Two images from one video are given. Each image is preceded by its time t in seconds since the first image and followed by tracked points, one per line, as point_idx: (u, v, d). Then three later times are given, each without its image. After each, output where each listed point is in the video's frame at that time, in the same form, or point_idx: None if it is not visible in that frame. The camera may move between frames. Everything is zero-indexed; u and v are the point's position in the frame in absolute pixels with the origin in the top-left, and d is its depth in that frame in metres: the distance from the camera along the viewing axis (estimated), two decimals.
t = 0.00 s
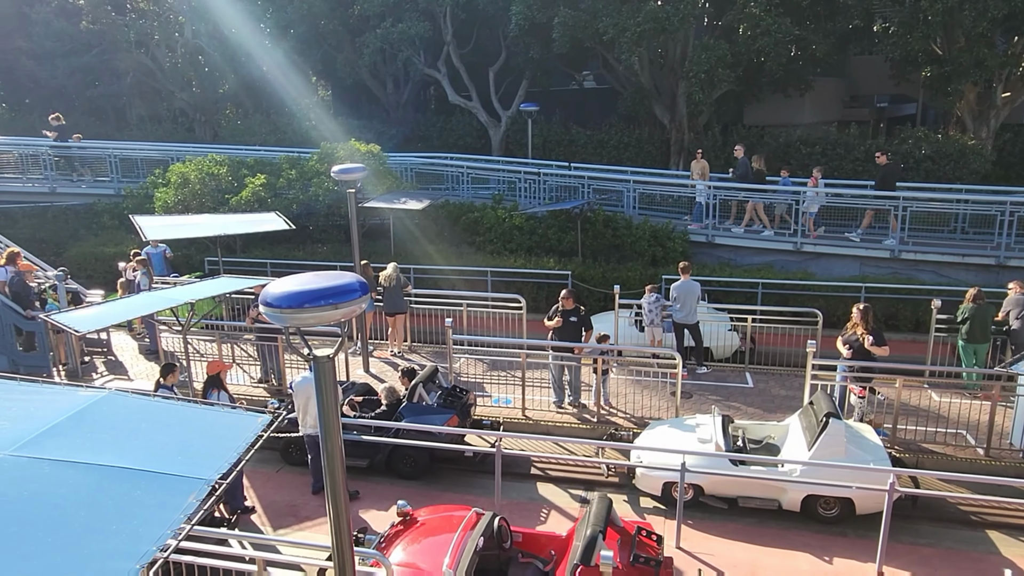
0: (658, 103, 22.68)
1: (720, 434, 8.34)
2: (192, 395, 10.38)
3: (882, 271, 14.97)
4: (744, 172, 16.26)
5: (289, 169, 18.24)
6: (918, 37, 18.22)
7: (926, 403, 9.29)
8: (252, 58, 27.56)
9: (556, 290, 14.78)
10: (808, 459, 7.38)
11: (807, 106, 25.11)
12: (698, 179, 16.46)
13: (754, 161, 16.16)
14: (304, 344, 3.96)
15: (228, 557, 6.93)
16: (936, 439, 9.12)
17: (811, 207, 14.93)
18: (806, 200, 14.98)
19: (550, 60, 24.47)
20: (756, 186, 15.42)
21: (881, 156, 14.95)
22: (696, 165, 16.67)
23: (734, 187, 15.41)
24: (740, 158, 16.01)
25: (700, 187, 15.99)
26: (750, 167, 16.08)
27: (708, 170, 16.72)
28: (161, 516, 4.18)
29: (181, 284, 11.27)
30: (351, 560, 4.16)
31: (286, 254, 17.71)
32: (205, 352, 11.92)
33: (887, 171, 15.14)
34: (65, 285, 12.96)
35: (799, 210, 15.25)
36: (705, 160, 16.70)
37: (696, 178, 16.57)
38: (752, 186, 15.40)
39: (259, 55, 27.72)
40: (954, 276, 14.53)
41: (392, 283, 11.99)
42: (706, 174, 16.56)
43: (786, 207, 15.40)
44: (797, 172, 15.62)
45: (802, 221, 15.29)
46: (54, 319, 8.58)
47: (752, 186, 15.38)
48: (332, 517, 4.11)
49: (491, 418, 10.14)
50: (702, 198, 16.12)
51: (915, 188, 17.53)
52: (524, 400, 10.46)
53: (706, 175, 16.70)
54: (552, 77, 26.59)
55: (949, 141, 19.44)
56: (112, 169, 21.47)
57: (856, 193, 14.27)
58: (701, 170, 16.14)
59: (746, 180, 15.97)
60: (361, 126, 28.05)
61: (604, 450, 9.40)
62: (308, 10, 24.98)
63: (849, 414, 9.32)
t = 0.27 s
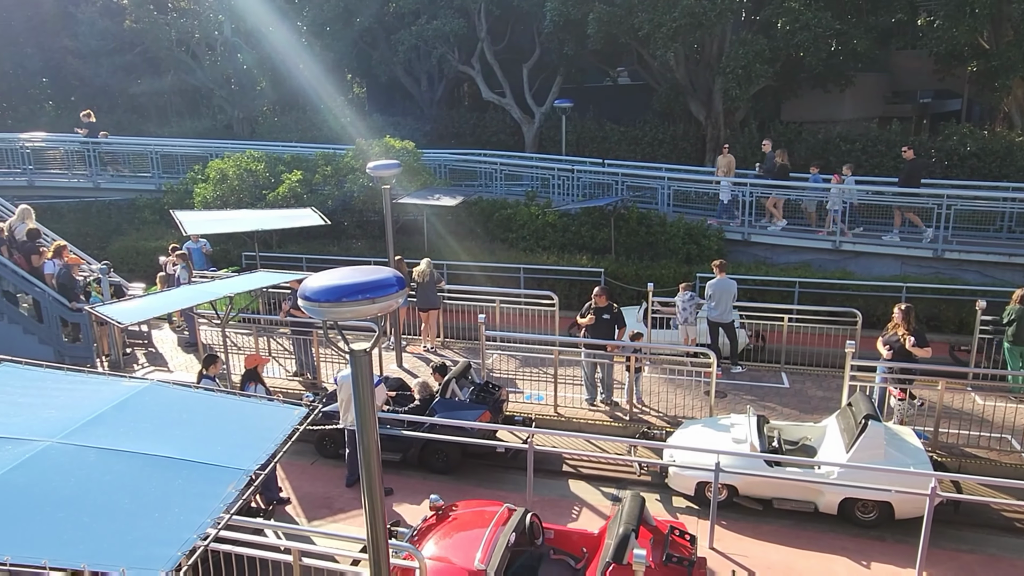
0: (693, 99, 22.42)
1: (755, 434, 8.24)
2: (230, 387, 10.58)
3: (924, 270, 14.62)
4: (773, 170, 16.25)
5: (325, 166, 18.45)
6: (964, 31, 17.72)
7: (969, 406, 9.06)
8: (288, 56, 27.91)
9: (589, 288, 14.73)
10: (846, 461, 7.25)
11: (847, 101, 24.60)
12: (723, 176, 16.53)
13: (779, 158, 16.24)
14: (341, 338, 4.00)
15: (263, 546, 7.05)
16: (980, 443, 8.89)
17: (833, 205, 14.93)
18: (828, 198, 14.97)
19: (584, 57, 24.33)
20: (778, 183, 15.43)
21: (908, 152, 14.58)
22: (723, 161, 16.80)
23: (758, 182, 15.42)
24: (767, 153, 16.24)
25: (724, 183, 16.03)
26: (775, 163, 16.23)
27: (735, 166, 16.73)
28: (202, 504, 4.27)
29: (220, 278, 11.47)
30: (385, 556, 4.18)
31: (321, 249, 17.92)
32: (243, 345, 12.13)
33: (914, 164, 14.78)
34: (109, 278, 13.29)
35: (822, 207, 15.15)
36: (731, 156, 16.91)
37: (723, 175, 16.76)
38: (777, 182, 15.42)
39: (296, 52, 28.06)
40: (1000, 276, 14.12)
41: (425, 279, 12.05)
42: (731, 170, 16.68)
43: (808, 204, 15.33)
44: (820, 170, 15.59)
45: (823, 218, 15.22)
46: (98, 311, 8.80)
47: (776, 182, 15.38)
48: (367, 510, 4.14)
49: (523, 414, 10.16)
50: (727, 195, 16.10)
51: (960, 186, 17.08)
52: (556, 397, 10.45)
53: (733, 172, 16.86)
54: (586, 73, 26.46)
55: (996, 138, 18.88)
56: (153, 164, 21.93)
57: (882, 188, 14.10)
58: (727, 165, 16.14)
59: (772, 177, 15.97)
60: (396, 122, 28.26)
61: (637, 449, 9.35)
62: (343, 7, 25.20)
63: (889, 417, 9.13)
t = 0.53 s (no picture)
0: (711, 98, 22.27)
1: (772, 435, 8.17)
2: (247, 381, 10.66)
3: (944, 272, 14.44)
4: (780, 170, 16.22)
5: (342, 163, 18.54)
6: (988, 29, 17.47)
7: (990, 410, 8.94)
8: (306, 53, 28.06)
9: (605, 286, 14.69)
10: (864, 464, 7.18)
11: (868, 101, 24.33)
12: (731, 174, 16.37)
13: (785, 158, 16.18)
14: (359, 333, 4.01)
15: (279, 539, 7.10)
16: (1001, 447, 8.77)
17: (838, 203, 14.86)
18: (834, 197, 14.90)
19: (601, 55, 24.25)
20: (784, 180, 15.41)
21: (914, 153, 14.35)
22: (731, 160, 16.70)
23: (766, 180, 15.40)
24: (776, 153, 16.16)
25: (732, 182, 15.93)
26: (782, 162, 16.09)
27: (743, 164, 16.70)
28: (220, 497, 4.31)
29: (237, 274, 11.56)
30: (401, 552, 4.19)
31: (338, 246, 18.01)
32: (259, 340, 12.22)
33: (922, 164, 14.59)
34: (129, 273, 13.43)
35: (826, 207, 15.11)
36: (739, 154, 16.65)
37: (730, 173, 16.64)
38: (784, 180, 15.38)
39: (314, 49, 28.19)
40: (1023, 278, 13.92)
41: (441, 276, 12.06)
42: (739, 168, 16.53)
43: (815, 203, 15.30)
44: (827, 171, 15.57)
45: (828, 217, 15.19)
46: (118, 305, 8.88)
47: (784, 181, 15.34)
48: (383, 506, 4.15)
49: (538, 413, 10.16)
50: (733, 193, 16.09)
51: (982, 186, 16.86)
52: (571, 396, 10.44)
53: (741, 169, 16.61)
54: (603, 71, 26.36)
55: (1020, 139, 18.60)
56: (173, 160, 22.11)
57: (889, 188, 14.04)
58: (734, 164, 16.07)
59: (779, 176, 15.94)
60: (413, 120, 28.31)
61: (652, 448, 9.32)
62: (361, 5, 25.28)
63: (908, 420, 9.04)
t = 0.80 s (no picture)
0: (722, 94, 22.14)
1: (782, 434, 8.12)
2: (257, 376, 10.71)
3: (957, 270, 14.31)
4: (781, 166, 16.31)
5: (352, 159, 18.57)
6: (1004, 25, 17.28)
7: (1002, 409, 8.85)
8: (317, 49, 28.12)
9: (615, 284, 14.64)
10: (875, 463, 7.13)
11: (881, 97, 24.13)
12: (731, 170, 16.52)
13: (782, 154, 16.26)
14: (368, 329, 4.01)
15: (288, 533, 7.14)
16: (1014, 447, 8.70)
17: (833, 199, 14.83)
18: (829, 193, 14.92)
19: (612, 51, 24.15)
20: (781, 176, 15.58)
21: (910, 151, 14.68)
22: (732, 156, 16.90)
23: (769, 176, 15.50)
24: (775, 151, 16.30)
25: (731, 178, 16.04)
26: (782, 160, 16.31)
27: (743, 161, 16.89)
28: (230, 491, 4.33)
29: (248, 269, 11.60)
30: (409, 548, 4.18)
31: (347, 242, 18.05)
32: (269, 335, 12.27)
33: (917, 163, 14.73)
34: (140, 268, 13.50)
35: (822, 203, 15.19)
36: (741, 151, 16.90)
37: (731, 170, 16.84)
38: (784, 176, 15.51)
39: (325, 46, 28.25)
40: None
41: (451, 273, 12.06)
42: (739, 165, 16.72)
43: (813, 199, 15.40)
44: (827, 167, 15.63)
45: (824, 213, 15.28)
46: (130, 300, 8.93)
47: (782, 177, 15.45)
48: (391, 502, 4.15)
49: (547, 409, 10.16)
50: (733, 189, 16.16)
51: (996, 184, 16.70)
52: (580, 393, 10.43)
53: (743, 167, 16.85)
54: (614, 67, 26.27)
55: None
56: (184, 156, 22.20)
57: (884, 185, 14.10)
58: (735, 159, 16.26)
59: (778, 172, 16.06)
60: (423, 116, 28.28)
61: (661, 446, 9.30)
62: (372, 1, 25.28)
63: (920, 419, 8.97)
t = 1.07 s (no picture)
0: (721, 91, 22.15)
1: (780, 431, 8.13)
2: (256, 375, 10.72)
3: (956, 266, 14.32)
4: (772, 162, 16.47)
5: (351, 157, 18.58)
6: (1002, 20, 17.29)
7: (1000, 405, 8.86)
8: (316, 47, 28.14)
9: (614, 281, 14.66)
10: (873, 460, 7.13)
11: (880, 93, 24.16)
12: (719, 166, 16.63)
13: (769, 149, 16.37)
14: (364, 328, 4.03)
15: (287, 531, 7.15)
16: (1012, 443, 8.71)
17: (816, 194, 14.95)
18: (813, 187, 15.04)
19: (611, 48, 24.16)
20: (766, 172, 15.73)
21: (892, 147, 15.15)
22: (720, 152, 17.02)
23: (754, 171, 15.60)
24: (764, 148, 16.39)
25: (720, 173, 16.09)
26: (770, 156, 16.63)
27: (733, 155, 16.87)
28: (227, 489, 4.33)
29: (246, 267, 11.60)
30: (405, 545, 4.20)
31: (347, 240, 18.06)
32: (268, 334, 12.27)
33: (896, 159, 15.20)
34: (139, 267, 13.51)
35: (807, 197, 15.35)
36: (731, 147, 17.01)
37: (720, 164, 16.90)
38: (769, 172, 15.65)
39: (324, 44, 28.24)
40: None
41: (449, 271, 12.05)
42: (728, 160, 16.75)
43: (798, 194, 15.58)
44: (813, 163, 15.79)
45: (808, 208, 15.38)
46: (128, 299, 8.93)
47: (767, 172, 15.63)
48: (388, 500, 4.17)
49: (545, 407, 10.17)
50: (721, 185, 16.23)
51: (995, 179, 16.71)
52: (578, 390, 10.43)
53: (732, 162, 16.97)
54: (613, 64, 26.29)
55: None
56: (183, 155, 22.18)
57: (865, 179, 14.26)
58: (724, 155, 16.38)
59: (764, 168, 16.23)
60: (422, 114, 28.30)
61: (660, 443, 9.30)
62: None
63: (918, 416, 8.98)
